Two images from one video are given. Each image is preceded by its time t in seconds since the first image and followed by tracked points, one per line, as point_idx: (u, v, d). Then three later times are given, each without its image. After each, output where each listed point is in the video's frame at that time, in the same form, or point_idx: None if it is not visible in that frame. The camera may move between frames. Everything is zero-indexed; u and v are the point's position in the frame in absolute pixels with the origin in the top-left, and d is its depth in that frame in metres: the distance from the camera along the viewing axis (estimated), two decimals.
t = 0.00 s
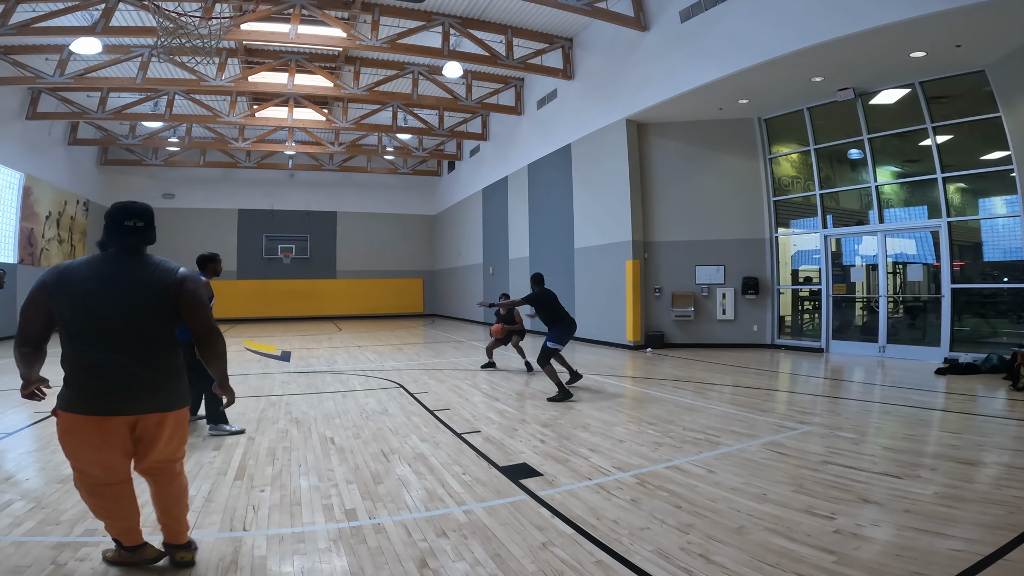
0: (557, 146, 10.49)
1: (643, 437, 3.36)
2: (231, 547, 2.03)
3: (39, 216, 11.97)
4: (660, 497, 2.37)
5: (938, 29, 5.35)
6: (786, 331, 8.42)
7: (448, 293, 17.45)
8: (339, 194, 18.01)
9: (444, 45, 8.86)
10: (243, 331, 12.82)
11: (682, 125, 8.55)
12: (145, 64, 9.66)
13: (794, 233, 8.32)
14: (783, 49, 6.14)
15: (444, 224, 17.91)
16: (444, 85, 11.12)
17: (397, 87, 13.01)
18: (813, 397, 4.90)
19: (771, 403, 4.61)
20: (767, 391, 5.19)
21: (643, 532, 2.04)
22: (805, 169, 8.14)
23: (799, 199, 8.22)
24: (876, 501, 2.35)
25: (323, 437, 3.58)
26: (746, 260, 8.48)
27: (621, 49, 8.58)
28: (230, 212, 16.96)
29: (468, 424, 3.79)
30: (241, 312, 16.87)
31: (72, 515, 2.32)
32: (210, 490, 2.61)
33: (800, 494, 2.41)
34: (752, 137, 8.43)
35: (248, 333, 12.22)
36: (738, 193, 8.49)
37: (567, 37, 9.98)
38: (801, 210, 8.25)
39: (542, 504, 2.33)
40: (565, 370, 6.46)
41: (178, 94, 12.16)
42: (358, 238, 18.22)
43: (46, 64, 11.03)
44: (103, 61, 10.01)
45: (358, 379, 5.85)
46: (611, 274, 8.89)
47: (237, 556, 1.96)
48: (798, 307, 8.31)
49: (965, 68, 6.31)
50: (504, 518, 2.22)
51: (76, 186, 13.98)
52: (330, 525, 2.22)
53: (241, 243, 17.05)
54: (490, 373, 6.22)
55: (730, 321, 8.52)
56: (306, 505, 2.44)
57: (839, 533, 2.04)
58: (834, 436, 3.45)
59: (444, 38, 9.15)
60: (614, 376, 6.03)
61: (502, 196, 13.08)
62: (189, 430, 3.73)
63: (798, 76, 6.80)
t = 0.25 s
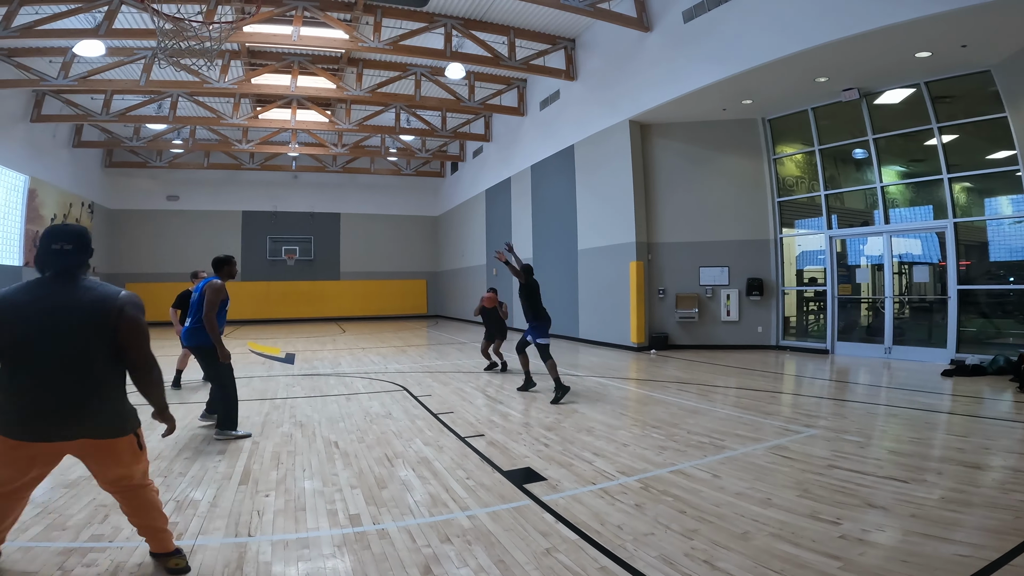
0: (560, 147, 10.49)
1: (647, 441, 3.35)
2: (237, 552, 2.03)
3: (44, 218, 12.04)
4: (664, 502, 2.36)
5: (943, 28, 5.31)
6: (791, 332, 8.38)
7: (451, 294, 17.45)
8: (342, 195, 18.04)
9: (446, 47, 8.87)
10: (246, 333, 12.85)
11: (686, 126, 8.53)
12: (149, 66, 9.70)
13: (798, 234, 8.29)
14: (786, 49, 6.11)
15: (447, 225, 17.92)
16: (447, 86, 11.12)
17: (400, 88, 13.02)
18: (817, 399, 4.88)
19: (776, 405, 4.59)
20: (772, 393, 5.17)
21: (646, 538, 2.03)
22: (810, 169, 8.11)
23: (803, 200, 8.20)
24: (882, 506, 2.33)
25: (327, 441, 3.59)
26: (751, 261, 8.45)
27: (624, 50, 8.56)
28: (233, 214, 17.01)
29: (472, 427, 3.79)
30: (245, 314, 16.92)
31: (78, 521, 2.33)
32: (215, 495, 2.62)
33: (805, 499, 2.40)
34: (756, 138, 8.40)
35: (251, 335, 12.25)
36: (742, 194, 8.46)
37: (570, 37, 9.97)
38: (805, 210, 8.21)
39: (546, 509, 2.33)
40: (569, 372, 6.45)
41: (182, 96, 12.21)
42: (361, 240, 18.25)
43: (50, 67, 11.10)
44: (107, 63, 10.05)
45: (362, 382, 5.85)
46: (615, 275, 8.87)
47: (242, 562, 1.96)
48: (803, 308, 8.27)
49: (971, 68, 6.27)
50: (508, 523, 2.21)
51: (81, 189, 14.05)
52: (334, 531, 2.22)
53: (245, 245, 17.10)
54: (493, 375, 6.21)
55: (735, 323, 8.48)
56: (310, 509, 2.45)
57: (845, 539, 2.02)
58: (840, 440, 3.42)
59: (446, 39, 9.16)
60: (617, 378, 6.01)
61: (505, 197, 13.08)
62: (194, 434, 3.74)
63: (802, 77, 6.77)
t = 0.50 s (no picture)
0: (570, 148, 10.49)
1: (661, 442, 3.34)
2: (255, 554, 2.07)
3: (63, 224, 12.30)
4: (679, 504, 2.35)
5: (958, 23, 5.23)
6: (807, 332, 8.29)
7: (463, 296, 17.50)
8: (354, 198, 18.19)
9: (454, 49, 8.92)
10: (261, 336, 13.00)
11: (697, 126, 8.49)
12: (162, 72, 9.88)
13: (813, 233, 8.21)
14: (796, 46, 6.06)
15: (458, 227, 17.98)
16: (456, 89, 11.18)
17: (410, 92, 13.10)
18: (834, 400, 4.82)
19: (791, 406, 4.56)
20: (787, 394, 5.11)
21: (661, 539, 2.03)
22: (823, 168, 8.03)
23: (817, 198, 8.11)
24: (902, 507, 2.30)
25: (341, 443, 3.62)
26: (764, 261, 8.38)
27: (632, 50, 8.54)
28: (247, 218, 17.23)
29: (485, 429, 3.81)
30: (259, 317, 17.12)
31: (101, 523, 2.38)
32: (233, 498, 2.65)
33: (822, 500, 2.37)
34: (768, 136, 8.33)
35: (266, 338, 12.39)
36: (755, 193, 8.40)
37: (578, 38, 9.96)
38: (819, 209, 8.13)
39: (559, 510, 2.33)
40: (581, 373, 6.44)
41: (195, 102, 12.41)
42: (373, 243, 18.37)
43: (67, 74, 11.34)
44: (122, 70, 10.25)
45: (376, 384, 5.90)
46: (627, 276, 8.84)
47: (260, 564, 1.99)
48: (819, 308, 8.17)
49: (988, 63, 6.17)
50: (521, 525, 2.22)
51: (98, 194, 14.33)
52: (350, 533, 2.25)
53: (259, 248, 17.30)
54: (506, 377, 6.23)
55: (749, 323, 8.41)
56: (326, 512, 2.47)
57: (863, 540, 2.00)
58: (858, 440, 3.38)
59: (454, 42, 9.20)
60: (630, 379, 5.99)
61: (515, 198, 13.10)
62: (212, 436, 3.80)
63: (815, 75, 6.71)
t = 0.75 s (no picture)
0: (579, 149, 10.48)
1: (675, 443, 3.33)
2: (274, 557, 2.09)
3: (80, 229, 12.54)
4: (694, 505, 2.34)
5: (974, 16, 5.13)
6: (822, 331, 8.20)
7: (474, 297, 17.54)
8: (365, 201, 18.31)
9: (462, 51, 8.96)
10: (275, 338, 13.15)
11: (707, 125, 8.43)
12: (174, 77, 10.05)
13: (827, 231, 8.13)
14: (806, 43, 6.00)
15: (468, 228, 18.03)
16: (464, 91, 11.22)
17: (419, 94, 13.15)
18: (850, 400, 4.76)
19: (807, 406, 4.51)
20: (802, 393, 5.06)
21: (677, 541, 2.02)
22: (837, 165, 7.94)
23: (831, 196, 8.02)
24: (922, 507, 2.27)
25: (356, 445, 3.65)
26: (778, 260, 8.30)
27: (640, 50, 8.52)
28: (260, 221, 17.42)
29: (498, 431, 3.82)
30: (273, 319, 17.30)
31: (123, 526, 2.42)
32: (251, 500, 2.69)
33: (841, 501, 2.35)
34: (780, 135, 8.26)
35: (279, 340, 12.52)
36: (767, 192, 8.32)
37: (586, 38, 9.95)
38: (833, 207, 8.05)
39: (574, 512, 2.34)
40: (594, 374, 6.42)
41: (208, 106, 12.58)
42: (384, 245, 18.47)
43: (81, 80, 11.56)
44: (135, 75, 10.43)
45: (388, 386, 5.94)
46: (639, 276, 8.80)
47: (278, 566, 2.02)
48: (834, 307, 8.08)
49: (1003, 58, 6.09)
50: (536, 527, 2.22)
51: (115, 199, 14.58)
52: (366, 535, 2.27)
53: (272, 252, 17.49)
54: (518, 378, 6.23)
55: (763, 322, 8.33)
56: (342, 514, 2.50)
57: (884, 540, 1.98)
58: (876, 441, 3.33)
59: (462, 44, 9.23)
60: (643, 380, 5.97)
61: (525, 199, 13.11)
62: (229, 439, 3.85)
63: (827, 72, 6.63)
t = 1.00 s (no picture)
0: (591, 149, 10.48)
1: (695, 443, 3.33)
2: (302, 559, 2.14)
3: (99, 233, 12.79)
4: (718, 505, 2.35)
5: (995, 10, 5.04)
6: (841, 330, 8.12)
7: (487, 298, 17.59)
8: (377, 203, 18.45)
9: (473, 53, 9.00)
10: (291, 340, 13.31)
11: (720, 124, 8.39)
12: (189, 81, 10.23)
13: (843, 229, 8.05)
14: (819, 40, 5.95)
15: (480, 229, 18.09)
16: (475, 92, 11.26)
17: (429, 96, 13.22)
18: (871, 399, 4.71)
19: (827, 405, 4.48)
20: (822, 393, 5.02)
21: (702, 541, 2.03)
22: (853, 163, 7.86)
23: (847, 194, 7.95)
24: (949, 507, 2.26)
25: (377, 447, 3.70)
26: (794, 259, 8.24)
27: (651, 50, 8.50)
28: (274, 224, 17.63)
29: (517, 432, 3.85)
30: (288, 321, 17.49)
31: (155, 529, 2.49)
32: (278, 503, 2.75)
33: (866, 500, 2.34)
34: (795, 133, 8.20)
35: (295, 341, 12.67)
36: (782, 190, 8.26)
37: (596, 38, 9.94)
38: (850, 205, 7.96)
39: (597, 513, 2.36)
40: (609, 375, 6.42)
41: (222, 111, 12.77)
42: (397, 247, 18.59)
43: (98, 85, 11.78)
44: (151, 80, 10.62)
45: (405, 388, 6.00)
46: (653, 276, 8.77)
47: (307, 569, 2.06)
48: (852, 305, 7.99)
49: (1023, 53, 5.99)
50: (559, 528, 2.25)
51: (133, 204, 14.87)
52: (391, 537, 2.31)
53: (287, 254, 17.69)
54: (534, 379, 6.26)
55: (780, 321, 8.26)
56: (366, 516, 2.54)
57: (912, 539, 1.97)
58: (900, 440, 3.31)
59: (472, 46, 9.26)
60: (659, 380, 5.96)
61: (537, 200, 13.13)
62: (252, 441, 3.92)
63: (842, 70, 6.57)
